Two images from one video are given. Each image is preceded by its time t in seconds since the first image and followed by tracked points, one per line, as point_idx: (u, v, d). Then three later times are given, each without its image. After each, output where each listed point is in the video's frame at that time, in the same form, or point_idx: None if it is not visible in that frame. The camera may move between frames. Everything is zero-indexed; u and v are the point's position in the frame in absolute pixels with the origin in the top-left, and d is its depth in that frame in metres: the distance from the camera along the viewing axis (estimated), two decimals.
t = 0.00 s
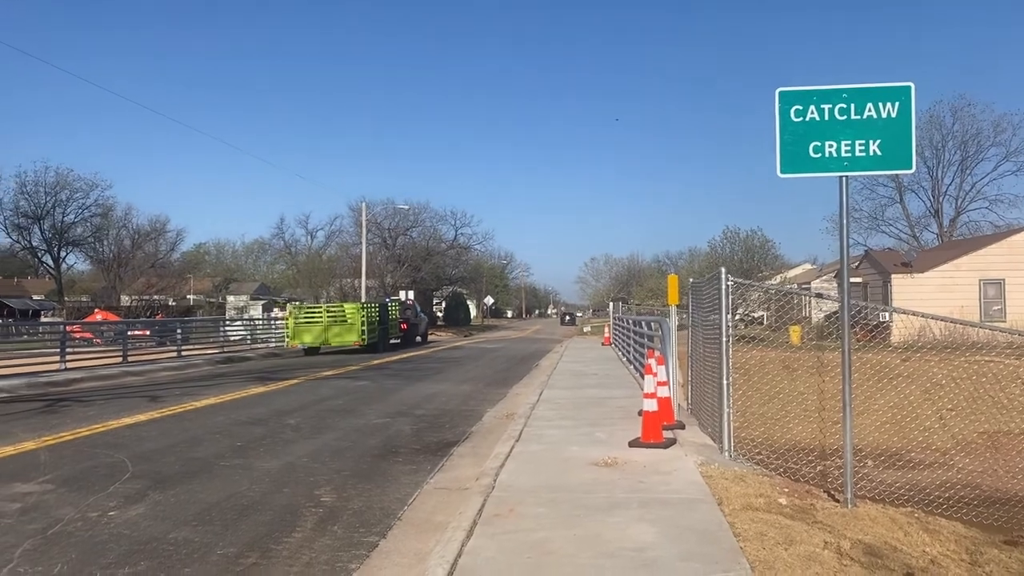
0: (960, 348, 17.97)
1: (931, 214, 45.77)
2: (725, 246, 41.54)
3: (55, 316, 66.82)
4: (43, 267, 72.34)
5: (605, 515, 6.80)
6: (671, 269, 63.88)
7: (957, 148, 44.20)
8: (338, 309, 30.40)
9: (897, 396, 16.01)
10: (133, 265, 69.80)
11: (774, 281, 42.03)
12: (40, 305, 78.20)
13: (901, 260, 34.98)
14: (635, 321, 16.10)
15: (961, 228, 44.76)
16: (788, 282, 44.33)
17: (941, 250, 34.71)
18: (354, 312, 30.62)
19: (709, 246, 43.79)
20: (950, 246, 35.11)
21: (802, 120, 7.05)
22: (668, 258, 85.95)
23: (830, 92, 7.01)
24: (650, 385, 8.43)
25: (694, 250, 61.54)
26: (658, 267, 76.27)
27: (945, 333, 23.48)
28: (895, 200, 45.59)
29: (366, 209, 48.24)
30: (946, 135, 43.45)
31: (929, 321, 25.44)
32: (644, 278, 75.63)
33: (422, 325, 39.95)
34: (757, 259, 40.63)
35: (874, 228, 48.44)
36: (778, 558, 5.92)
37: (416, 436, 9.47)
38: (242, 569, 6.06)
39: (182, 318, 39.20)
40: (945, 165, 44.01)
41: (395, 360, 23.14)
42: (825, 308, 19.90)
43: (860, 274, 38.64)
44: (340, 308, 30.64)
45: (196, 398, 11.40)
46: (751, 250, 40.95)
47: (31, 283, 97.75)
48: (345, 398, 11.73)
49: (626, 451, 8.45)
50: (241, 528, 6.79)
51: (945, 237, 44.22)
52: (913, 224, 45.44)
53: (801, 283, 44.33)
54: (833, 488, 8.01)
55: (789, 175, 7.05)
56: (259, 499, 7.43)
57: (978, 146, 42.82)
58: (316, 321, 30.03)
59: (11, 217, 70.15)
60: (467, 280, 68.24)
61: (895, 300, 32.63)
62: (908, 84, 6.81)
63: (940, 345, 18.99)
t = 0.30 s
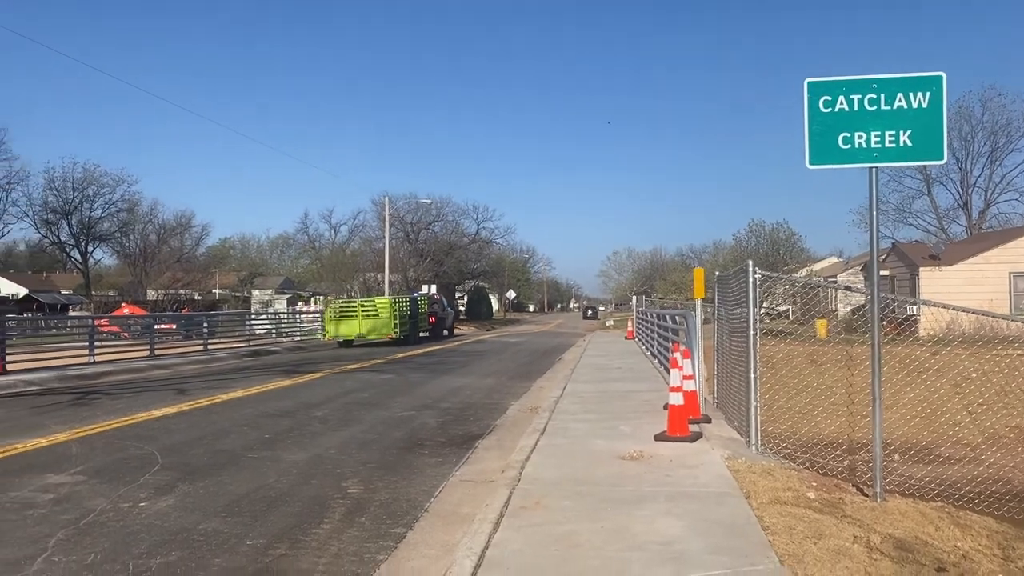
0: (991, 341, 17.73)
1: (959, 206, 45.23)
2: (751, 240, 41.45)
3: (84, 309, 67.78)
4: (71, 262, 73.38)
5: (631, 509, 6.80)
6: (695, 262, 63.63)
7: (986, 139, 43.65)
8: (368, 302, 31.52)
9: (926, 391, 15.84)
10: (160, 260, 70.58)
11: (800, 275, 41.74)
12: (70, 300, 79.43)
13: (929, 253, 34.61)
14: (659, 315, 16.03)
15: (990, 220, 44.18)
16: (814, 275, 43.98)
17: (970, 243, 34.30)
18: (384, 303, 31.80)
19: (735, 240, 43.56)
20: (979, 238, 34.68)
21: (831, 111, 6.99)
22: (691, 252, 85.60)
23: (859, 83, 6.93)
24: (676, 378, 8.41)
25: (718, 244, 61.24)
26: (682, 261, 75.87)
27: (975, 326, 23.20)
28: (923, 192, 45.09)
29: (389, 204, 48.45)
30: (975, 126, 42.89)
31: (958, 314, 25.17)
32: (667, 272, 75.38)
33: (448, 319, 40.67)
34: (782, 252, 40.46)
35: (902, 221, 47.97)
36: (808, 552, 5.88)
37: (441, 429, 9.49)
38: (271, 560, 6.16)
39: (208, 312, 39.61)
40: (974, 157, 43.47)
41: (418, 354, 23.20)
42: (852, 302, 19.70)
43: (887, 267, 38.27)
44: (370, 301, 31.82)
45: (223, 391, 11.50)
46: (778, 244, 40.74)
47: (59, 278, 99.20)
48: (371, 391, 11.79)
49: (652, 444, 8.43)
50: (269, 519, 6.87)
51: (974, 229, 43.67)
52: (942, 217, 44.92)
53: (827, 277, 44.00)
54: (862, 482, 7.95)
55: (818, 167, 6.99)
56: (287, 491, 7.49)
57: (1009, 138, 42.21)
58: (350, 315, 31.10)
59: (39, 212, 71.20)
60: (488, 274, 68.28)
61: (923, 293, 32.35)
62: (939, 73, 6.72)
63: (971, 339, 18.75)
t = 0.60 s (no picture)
0: None
1: (994, 197, 44.60)
2: (781, 230, 41.71)
3: (116, 302, 68.84)
4: (103, 255, 74.50)
5: (662, 500, 6.78)
6: (723, 254, 63.34)
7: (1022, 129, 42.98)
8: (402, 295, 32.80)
9: (960, 384, 15.63)
10: (190, 253, 71.39)
11: (831, 266, 41.40)
12: (102, 292, 80.65)
13: (963, 244, 34.18)
14: (688, 307, 15.93)
15: None
16: (844, 266, 43.56)
17: (1005, 234, 33.83)
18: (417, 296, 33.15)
19: (764, 231, 43.43)
20: (1015, 229, 34.19)
21: (866, 99, 6.90)
22: (718, 244, 85.12)
23: (896, 70, 6.83)
24: (707, 370, 8.37)
25: (746, 236, 60.85)
26: (709, 253, 75.51)
27: (1011, 318, 22.86)
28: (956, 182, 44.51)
29: (416, 196, 48.62)
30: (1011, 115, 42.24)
31: (993, 306, 24.83)
32: (694, 264, 75.05)
33: (479, 311, 41.32)
34: (813, 242, 40.41)
35: (934, 212, 47.40)
36: (842, 544, 5.83)
37: (470, 420, 9.53)
38: (305, 548, 6.28)
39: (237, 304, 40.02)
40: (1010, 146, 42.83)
41: (445, 346, 23.29)
42: (884, 294, 19.47)
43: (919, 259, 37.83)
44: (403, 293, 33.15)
45: (254, 381, 11.61)
46: (807, 234, 40.93)
47: (91, 270, 100.79)
48: (399, 382, 11.84)
49: (683, 436, 8.40)
50: (302, 509, 6.97)
51: (1008, 220, 43.03)
52: (976, 207, 44.32)
53: (858, 268, 43.59)
54: (896, 475, 7.88)
55: (852, 156, 6.91)
56: (319, 480, 7.57)
57: None
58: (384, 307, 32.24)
59: (72, 206, 72.31)
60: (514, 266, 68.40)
61: (957, 284, 32.02)
62: (979, 60, 6.60)
63: (1007, 331, 18.46)
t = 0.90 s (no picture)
0: None
1: None
2: (812, 221, 41.35)
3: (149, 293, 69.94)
4: (135, 248, 75.64)
5: (695, 492, 6.76)
6: (753, 246, 62.91)
7: None
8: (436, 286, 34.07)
9: (997, 378, 15.40)
10: (221, 245, 72.27)
11: (864, 258, 40.99)
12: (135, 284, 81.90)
13: (1001, 235, 33.70)
14: (719, 298, 15.84)
15: None
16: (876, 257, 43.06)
17: None
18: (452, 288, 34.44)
19: (796, 222, 43.15)
20: None
21: (903, 87, 6.80)
22: (748, 236, 84.59)
23: (933, 57, 6.73)
24: (740, 362, 8.33)
25: (776, 228, 60.39)
26: (738, 245, 75.04)
27: None
28: (993, 172, 43.84)
29: (443, 188, 48.75)
30: None
31: None
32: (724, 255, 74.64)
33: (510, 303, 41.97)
34: (845, 233, 40.11)
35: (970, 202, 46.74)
36: (878, 537, 5.78)
37: (500, 412, 9.56)
38: (339, 536, 6.38)
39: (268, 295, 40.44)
40: None
41: (473, 338, 23.35)
42: (918, 285, 19.20)
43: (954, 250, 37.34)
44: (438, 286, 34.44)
45: (285, 372, 11.72)
46: (839, 225, 40.67)
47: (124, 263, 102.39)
48: (429, 373, 11.91)
49: (715, 428, 8.36)
50: (335, 497, 7.07)
51: None
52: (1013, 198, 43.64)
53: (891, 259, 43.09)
54: (932, 468, 7.78)
55: (888, 145, 6.82)
56: (351, 470, 7.65)
57: None
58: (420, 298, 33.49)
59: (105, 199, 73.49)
60: (541, 258, 68.46)
61: (994, 275, 31.61)
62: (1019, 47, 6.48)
63: None
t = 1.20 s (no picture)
0: None
1: None
2: (842, 213, 41.03)
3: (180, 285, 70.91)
4: (166, 240, 76.68)
5: (725, 485, 6.73)
6: (782, 237, 62.47)
7: None
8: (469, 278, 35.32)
9: None
10: (250, 237, 73.08)
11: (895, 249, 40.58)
12: (166, 275, 83.07)
13: None
14: (747, 290, 15.74)
15: None
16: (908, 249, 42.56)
17: None
18: (484, 280, 35.72)
19: (826, 214, 42.77)
20: None
21: (938, 75, 6.70)
22: (777, 228, 84.00)
23: (970, 45, 6.61)
24: (770, 354, 8.28)
25: (806, 220, 59.96)
26: (767, 237, 74.41)
27: None
28: None
29: (469, 179, 48.88)
30: None
31: None
32: (752, 247, 74.17)
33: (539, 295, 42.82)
34: (876, 225, 39.83)
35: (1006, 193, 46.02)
36: (911, 531, 5.72)
37: (527, 403, 9.58)
38: (370, 525, 6.47)
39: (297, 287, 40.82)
40: None
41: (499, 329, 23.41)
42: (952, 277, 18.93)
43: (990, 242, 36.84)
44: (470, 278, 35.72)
45: (315, 363, 11.82)
46: (870, 216, 40.31)
47: (155, 255, 103.90)
48: (456, 364, 11.96)
49: (745, 420, 8.32)
50: (365, 487, 7.15)
51: None
52: None
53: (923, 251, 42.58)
54: (966, 462, 7.68)
55: (922, 134, 6.73)
56: (380, 459, 7.72)
57: None
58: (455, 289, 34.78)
59: (137, 192, 74.54)
60: (567, 250, 68.38)
61: None
62: None
63: None
